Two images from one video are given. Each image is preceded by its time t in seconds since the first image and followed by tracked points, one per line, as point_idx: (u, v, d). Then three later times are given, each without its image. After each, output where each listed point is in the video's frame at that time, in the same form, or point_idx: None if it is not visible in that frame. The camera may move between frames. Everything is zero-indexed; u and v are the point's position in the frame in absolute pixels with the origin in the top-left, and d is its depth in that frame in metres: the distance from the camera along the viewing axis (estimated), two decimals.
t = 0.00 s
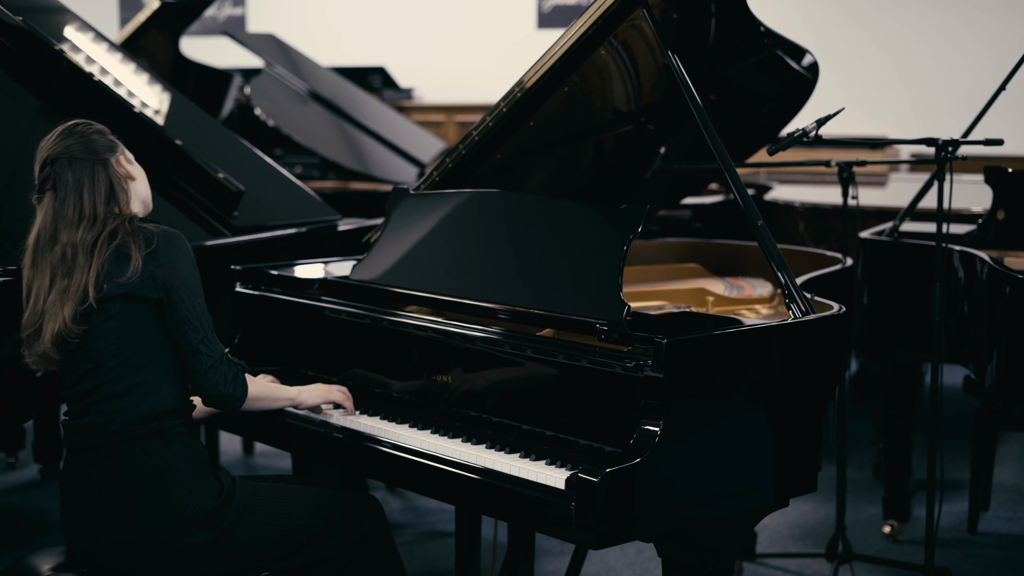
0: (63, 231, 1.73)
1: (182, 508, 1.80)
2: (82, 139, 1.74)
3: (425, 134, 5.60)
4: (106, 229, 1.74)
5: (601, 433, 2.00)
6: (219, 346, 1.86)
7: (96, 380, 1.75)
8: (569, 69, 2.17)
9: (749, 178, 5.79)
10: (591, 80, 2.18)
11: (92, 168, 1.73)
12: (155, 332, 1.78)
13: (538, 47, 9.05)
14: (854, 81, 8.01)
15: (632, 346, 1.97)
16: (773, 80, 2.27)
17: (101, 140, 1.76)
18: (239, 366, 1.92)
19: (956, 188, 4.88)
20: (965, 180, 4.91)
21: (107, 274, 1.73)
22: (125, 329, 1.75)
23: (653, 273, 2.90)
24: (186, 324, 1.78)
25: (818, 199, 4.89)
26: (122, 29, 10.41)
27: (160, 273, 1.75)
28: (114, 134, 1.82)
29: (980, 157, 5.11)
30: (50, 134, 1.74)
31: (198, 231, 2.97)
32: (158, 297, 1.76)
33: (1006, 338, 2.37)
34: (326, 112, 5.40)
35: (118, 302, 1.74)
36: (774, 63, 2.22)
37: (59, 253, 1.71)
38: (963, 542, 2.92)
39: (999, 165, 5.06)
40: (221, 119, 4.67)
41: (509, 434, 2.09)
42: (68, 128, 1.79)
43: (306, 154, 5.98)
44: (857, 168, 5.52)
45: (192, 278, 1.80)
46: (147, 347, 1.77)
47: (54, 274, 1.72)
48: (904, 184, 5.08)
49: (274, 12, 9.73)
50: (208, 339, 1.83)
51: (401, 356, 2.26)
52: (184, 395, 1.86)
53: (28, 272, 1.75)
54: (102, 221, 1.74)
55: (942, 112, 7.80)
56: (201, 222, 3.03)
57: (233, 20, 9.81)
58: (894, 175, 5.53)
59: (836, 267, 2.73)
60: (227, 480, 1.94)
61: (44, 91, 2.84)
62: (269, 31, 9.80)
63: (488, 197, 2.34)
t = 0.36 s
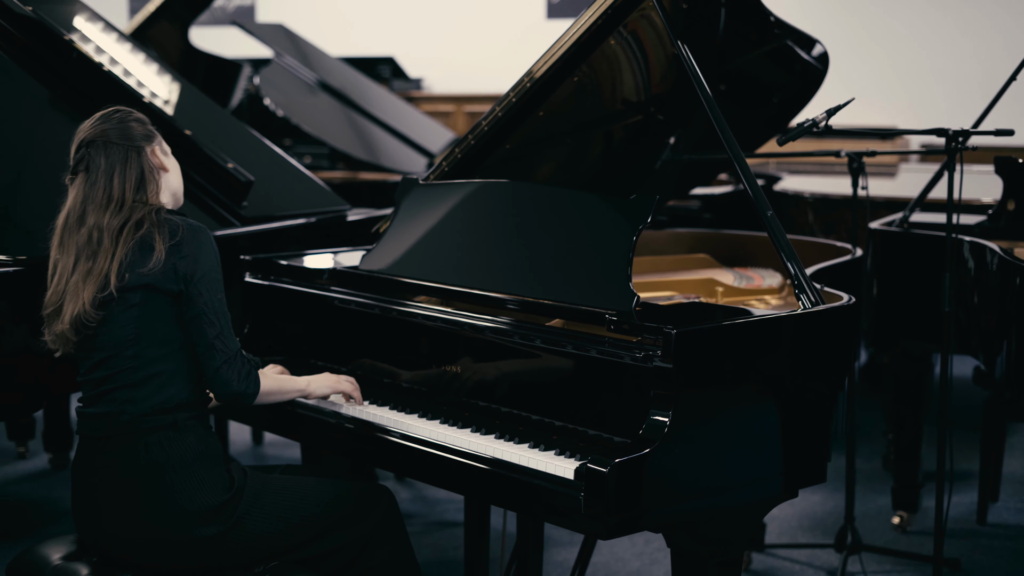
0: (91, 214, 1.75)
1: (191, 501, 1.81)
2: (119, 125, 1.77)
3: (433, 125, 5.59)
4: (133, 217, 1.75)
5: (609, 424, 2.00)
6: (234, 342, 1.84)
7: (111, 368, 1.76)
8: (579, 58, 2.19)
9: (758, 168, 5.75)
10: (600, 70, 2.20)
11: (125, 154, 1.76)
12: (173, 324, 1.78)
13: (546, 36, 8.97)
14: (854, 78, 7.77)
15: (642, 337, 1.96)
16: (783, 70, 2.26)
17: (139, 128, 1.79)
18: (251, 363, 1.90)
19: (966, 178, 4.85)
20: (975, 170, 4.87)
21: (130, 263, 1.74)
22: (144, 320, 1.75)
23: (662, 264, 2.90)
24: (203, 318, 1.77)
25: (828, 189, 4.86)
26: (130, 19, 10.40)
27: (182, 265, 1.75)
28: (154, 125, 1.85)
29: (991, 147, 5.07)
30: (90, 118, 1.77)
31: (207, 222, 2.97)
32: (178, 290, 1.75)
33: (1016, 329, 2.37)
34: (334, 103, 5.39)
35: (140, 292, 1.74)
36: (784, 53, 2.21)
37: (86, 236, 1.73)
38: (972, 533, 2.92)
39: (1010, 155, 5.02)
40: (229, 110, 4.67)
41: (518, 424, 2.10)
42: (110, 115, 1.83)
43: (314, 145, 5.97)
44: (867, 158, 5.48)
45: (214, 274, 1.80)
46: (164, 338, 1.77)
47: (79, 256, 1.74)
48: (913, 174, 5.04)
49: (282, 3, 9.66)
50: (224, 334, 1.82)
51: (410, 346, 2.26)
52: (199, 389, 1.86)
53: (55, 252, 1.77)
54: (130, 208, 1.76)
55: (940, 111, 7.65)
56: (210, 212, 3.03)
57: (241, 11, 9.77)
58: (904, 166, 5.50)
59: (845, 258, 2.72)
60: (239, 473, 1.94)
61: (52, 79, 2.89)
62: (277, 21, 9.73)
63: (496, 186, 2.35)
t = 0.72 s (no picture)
0: (117, 201, 1.75)
1: (203, 495, 1.81)
2: (149, 112, 1.77)
3: (442, 116, 5.57)
4: (158, 207, 1.76)
5: (620, 415, 2.00)
6: (252, 341, 1.85)
7: (129, 361, 1.76)
8: (590, 50, 2.13)
9: (769, 160, 5.72)
10: (610, 60, 2.17)
11: (153, 142, 1.76)
12: (191, 319, 1.78)
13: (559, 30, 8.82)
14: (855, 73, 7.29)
15: (652, 328, 1.95)
16: (793, 61, 2.26)
17: (168, 117, 1.79)
18: (268, 361, 1.90)
19: (978, 169, 4.82)
20: (987, 162, 4.84)
21: (152, 257, 1.74)
22: (162, 315, 1.75)
23: (672, 256, 2.90)
24: (222, 317, 1.77)
25: (839, 179, 4.83)
26: (140, 9, 10.38)
27: (203, 261, 1.76)
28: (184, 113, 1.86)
29: (1003, 138, 5.03)
30: (121, 103, 1.78)
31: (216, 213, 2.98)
32: (198, 286, 1.75)
33: None
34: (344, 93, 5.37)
35: (160, 287, 1.74)
36: (794, 44, 2.20)
37: (111, 224, 1.74)
38: (982, 525, 2.92)
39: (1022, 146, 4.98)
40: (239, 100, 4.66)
41: (529, 415, 2.10)
42: (140, 100, 1.83)
43: (324, 136, 5.96)
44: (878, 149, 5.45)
45: (234, 272, 1.80)
46: (182, 333, 1.77)
47: (102, 243, 1.75)
48: (925, 165, 5.01)
49: None
50: (242, 333, 1.82)
51: (421, 337, 2.26)
52: (214, 383, 1.85)
53: (79, 238, 1.77)
54: (155, 196, 1.77)
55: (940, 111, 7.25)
56: (220, 203, 3.03)
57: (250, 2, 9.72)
58: (916, 157, 5.46)
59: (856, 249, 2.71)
60: (249, 467, 1.95)
61: (64, 71, 2.88)
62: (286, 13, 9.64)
63: (506, 177, 2.34)
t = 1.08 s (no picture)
0: (139, 192, 1.75)
1: (210, 497, 1.82)
2: (175, 101, 1.75)
3: (451, 108, 5.56)
4: (180, 202, 1.75)
5: (629, 407, 1.99)
6: (272, 344, 1.85)
7: (143, 359, 1.77)
8: (600, 41, 2.13)
9: (779, 152, 5.70)
10: (621, 53, 2.17)
11: (179, 132, 1.75)
12: (207, 323, 1.78)
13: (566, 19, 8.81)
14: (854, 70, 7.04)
15: (662, 320, 1.98)
16: (804, 53, 2.25)
17: (195, 106, 1.78)
18: (290, 364, 1.90)
19: (989, 161, 4.79)
20: (998, 154, 4.82)
21: (170, 257, 1.74)
22: (177, 318, 1.74)
23: (681, 247, 2.90)
24: (242, 322, 1.77)
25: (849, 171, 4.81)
26: None
27: (221, 267, 1.74)
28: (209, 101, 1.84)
29: (1014, 130, 5.00)
30: (146, 91, 1.76)
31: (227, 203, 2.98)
32: (215, 292, 1.75)
33: None
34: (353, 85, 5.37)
35: (176, 289, 1.74)
36: (805, 35, 2.20)
37: (131, 218, 1.74)
38: (991, 517, 2.92)
39: None
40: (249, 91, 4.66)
41: (538, 407, 2.09)
42: (166, 86, 1.81)
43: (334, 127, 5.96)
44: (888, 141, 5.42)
45: (253, 277, 1.79)
46: (197, 336, 1.77)
47: (122, 236, 1.75)
48: (936, 157, 4.98)
49: None
50: (262, 337, 1.82)
51: (431, 329, 2.26)
52: (228, 381, 1.85)
53: (99, 227, 1.77)
54: (177, 190, 1.76)
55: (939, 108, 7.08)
56: (230, 194, 3.03)
57: None
58: (926, 149, 5.44)
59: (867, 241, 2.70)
60: (260, 466, 1.94)
61: (74, 61, 2.92)
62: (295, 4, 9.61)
63: (516, 169, 2.34)
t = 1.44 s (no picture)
0: (160, 187, 1.74)
1: (220, 494, 1.82)
2: (200, 96, 1.75)
3: (460, 100, 5.56)
4: (196, 203, 1.74)
5: (639, 399, 1.99)
6: (285, 351, 1.88)
7: (151, 361, 1.77)
8: (611, 32, 2.12)
9: (789, 143, 5.69)
10: (630, 44, 2.15)
11: (203, 128, 1.74)
12: (215, 331, 1.78)
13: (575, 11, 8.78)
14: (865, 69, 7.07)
15: (672, 313, 1.96)
16: (815, 45, 2.23)
17: (221, 102, 1.77)
18: (302, 368, 1.94)
19: (1000, 152, 4.77)
20: (1009, 146, 4.79)
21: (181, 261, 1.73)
22: (185, 325, 1.75)
23: (691, 240, 2.90)
24: (254, 331, 1.78)
25: (859, 163, 4.80)
26: None
27: (231, 277, 1.73)
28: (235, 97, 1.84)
29: None
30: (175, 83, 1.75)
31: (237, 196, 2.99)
32: (224, 303, 1.74)
33: None
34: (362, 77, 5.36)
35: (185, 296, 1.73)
36: (816, 27, 2.17)
37: (148, 215, 1.73)
38: (1000, 510, 2.92)
39: None
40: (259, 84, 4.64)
41: (547, 399, 2.10)
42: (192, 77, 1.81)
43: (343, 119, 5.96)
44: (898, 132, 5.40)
45: (262, 289, 1.78)
46: (205, 342, 1.77)
47: (137, 233, 1.74)
48: (946, 148, 4.96)
49: None
50: (273, 345, 1.84)
51: (440, 321, 2.26)
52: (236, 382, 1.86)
53: (115, 219, 1.77)
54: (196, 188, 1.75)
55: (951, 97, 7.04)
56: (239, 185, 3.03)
57: None
58: (936, 140, 5.42)
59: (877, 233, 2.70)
60: (269, 463, 1.96)
61: (86, 54, 2.93)
62: None
63: (526, 161, 2.34)
